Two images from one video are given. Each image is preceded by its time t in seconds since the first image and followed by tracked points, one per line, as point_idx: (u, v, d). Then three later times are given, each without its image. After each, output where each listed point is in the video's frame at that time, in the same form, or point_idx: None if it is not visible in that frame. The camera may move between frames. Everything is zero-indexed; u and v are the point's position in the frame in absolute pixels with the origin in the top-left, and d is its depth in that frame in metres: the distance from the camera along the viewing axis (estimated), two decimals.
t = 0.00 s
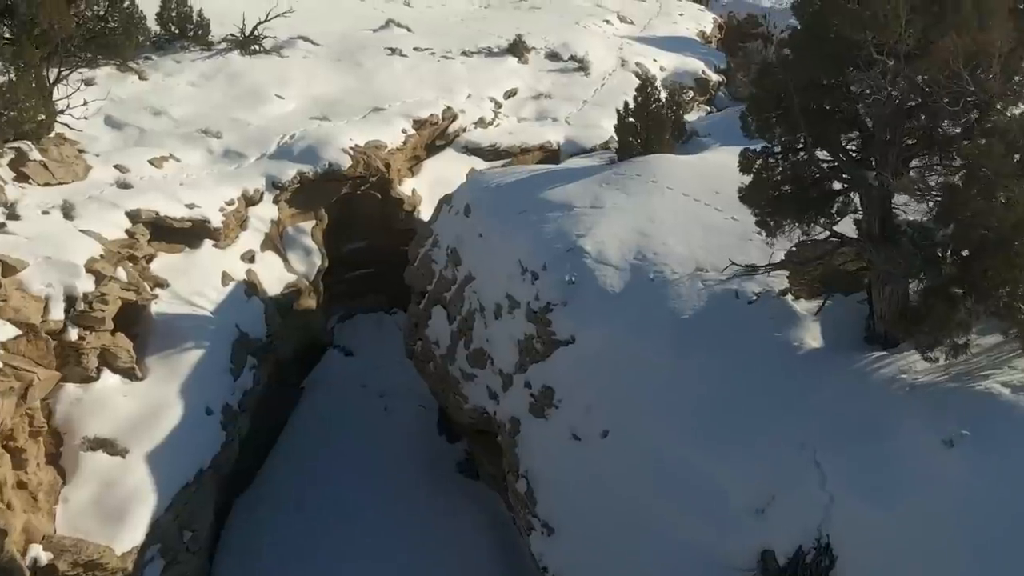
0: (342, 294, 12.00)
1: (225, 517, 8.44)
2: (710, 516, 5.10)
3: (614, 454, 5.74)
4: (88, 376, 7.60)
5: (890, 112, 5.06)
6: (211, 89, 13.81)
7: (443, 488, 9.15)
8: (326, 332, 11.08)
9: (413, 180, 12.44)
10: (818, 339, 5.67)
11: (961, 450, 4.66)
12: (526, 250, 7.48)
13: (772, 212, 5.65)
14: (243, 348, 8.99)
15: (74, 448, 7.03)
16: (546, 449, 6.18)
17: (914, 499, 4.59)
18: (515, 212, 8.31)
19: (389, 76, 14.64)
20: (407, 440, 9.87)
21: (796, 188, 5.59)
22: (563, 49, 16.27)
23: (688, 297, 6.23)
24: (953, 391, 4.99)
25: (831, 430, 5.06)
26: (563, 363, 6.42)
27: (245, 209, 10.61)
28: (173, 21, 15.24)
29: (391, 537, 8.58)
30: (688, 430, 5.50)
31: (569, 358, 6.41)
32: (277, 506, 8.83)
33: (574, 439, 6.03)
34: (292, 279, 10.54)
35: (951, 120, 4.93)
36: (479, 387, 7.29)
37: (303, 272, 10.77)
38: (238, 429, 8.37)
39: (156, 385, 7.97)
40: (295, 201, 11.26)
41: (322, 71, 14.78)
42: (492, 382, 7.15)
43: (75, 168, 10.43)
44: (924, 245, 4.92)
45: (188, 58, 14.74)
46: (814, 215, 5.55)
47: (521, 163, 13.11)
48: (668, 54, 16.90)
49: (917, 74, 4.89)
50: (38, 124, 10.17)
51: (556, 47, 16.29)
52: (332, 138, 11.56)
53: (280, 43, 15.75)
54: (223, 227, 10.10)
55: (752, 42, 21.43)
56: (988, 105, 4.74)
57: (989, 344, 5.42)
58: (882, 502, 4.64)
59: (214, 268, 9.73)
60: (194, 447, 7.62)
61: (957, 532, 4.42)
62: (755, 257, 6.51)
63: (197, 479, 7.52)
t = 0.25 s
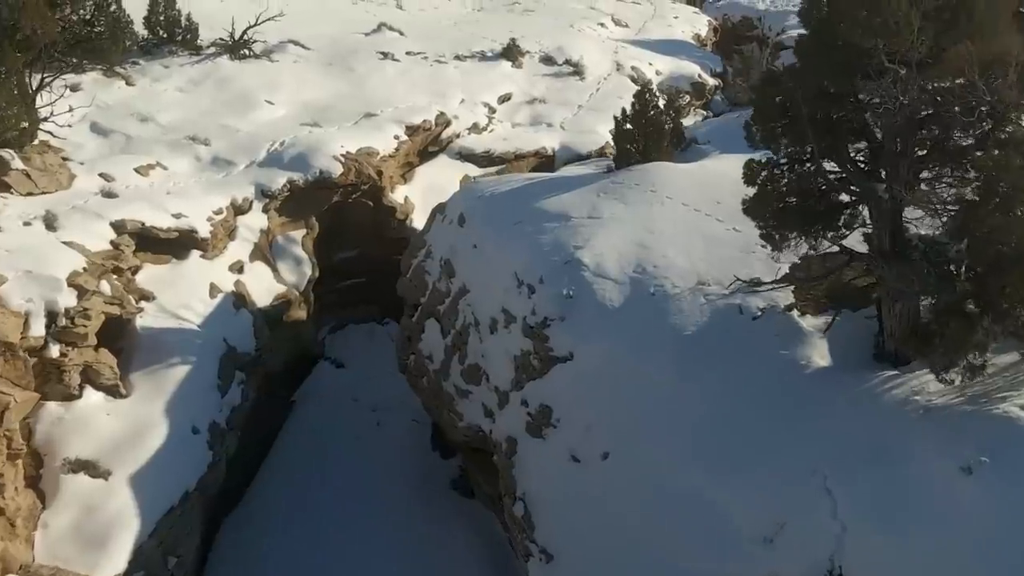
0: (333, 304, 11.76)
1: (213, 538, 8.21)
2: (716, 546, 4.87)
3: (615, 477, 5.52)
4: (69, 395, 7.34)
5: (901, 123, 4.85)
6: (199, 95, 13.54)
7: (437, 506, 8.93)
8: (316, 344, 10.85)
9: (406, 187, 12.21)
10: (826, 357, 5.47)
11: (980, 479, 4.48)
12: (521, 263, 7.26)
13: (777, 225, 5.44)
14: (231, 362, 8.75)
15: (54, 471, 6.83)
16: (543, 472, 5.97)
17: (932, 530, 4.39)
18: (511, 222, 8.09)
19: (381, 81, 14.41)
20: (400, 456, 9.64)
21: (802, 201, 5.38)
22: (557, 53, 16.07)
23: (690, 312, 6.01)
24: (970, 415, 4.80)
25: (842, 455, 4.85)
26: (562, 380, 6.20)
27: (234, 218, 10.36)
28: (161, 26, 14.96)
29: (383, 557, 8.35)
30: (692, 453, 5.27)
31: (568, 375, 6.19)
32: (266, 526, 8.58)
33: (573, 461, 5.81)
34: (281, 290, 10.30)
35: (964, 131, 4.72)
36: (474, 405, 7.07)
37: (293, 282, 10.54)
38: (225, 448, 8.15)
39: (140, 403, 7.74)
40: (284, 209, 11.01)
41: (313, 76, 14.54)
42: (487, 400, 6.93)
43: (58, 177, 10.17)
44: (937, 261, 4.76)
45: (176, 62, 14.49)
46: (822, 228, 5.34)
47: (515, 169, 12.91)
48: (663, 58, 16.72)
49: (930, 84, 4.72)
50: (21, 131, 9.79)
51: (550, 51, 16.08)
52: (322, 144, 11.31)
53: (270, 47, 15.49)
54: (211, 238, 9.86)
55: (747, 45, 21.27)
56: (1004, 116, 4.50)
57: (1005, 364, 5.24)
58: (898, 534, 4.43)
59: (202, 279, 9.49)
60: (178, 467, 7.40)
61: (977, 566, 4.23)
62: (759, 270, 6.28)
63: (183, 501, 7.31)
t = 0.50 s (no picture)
0: (324, 314, 11.53)
1: (201, 558, 8.03)
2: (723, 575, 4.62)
3: (616, 502, 5.29)
4: (51, 414, 7.21)
5: (913, 133, 4.65)
6: (188, 100, 13.29)
7: (431, 523, 8.71)
8: (307, 355, 10.65)
9: (398, 194, 11.99)
10: (835, 377, 5.29)
11: (1003, 508, 4.27)
12: (518, 275, 7.04)
13: (783, 239, 5.24)
14: (218, 378, 8.51)
15: (33, 495, 6.65)
16: (542, 494, 5.74)
17: (953, 560, 4.16)
18: (506, 233, 7.87)
19: (373, 86, 14.18)
20: (393, 471, 9.42)
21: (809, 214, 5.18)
22: (551, 57, 15.86)
23: (693, 327, 5.81)
24: (988, 441, 4.62)
25: (855, 481, 4.65)
26: (560, 398, 5.99)
27: (222, 228, 10.11)
28: (148, 29, 14.68)
29: None
30: (696, 477, 5.05)
31: (566, 394, 5.97)
32: (255, 546, 8.36)
33: (572, 483, 5.59)
34: (270, 300, 10.07)
35: (980, 141, 4.50)
36: (469, 423, 6.86)
37: (283, 293, 10.31)
38: (213, 468, 7.90)
39: (123, 423, 7.49)
40: (274, 218, 10.76)
41: (303, 81, 14.29)
42: (483, 418, 6.71)
43: (41, 187, 9.91)
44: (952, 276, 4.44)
45: (164, 66, 14.21)
46: (830, 242, 5.14)
47: (509, 175, 12.70)
48: (659, 61, 16.53)
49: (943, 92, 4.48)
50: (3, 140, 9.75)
51: (544, 55, 15.89)
52: (313, 151, 11.06)
53: (259, 52, 15.24)
54: (199, 248, 9.60)
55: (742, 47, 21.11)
56: None
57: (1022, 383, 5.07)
58: (918, 566, 4.18)
59: (189, 291, 9.26)
60: (163, 491, 7.16)
61: None
62: (763, 283, 6.07)
63: (168, 525, 7.09)
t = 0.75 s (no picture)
0: (315, 324, 11.29)
1: None
2: None
3: (617, 527, 5.08)
4: (30, 434, 7.03)
5: (927, 144, 4.45)
6: (175, 105, 13.01)
7: (425, 541, 8.48)
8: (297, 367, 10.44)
9: (390, 201, 11.77)
10: (844, 397, 5.08)
11: None
12: (513, 288, 6.82)
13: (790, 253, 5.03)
14: (205, 394, 8.29)
15: (10, 520, 6.49)
16: (539, 518, 5.53)
17: None
18: (501, 244, 7.66)
19: (364, 90, 13.94)
20: (386, 487, 9.19)
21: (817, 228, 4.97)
22: (545, 60, 15.65)
23: (696, 344, 5.60)
24: (1008, 468, 4.46)
25: (868, 509, 4.45)
26: (558, 418, 5.77)
27: (209, 237, 9.84)
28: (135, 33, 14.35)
29: None
30: (701, 503, 4.84)
31: (564, 413, 5.75)
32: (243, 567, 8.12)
33: (571, 507, 5.38)
34: (259, 311, 9.84)
35: (997, 152, 4.30)
36: (463, 442, 6.64)
37: (272, 303, 10.09)
38: (198, 489, 7.67)
39: (105, 443, 7.28)
40: (263, 226, 10.49)
41: (293, 85, 14.03)
42: (478, 437, 6.49)
43: (23, 196, 9.64)
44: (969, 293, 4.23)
45: (151, 71, 13.84)
46: (839, 257, 4.94)
47: (502, 181, 12.57)
48: (653, 64, 16.35)
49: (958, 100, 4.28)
50: None
51: (538, 58, 15.68)
52: (303, 158, 10.82)
53: (248, 55, 14.98)
54: (185, 258, 9.32)
55: (737, 50, 20.97)
56: None
57: None
58: None
59: (175, 303, 9.02)
60: (146, 513, 6.98)
61: None
62: (768, 297, 5.87)
63: (151, 549, 6.92)
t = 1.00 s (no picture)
0: (304, 334, 11.05)
1: None
2: None
3: (616, 554, 4.86)
4: (7, 455, 6.89)
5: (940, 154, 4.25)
6: (160, 110, 12.72)
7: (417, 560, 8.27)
8: (285, 380, 10.20)
9: (380, 208, 11.54)
10: (852, 419, 4.89)
11: None
12: (506, 301, 6.60)
13: (795, 267, 4.83)
14: (189, 411, 8.05)
15: None
16: (534, 544, 5.31)
17: None
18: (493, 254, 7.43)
19: (353, 95, 13.71)
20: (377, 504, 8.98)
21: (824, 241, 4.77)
22: (537, 63, 15.44)
23: (696, 360, 5.39)
24: None
25: (880, 539, 4.25)
26: (554, 438, 5.55)
27: (194, 246, 9.56)
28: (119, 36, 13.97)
29: None
30: (705, 530, 4.63)
31: (561, 433, 5.54)
32: None
33: (569, 533, 5.16)
34: (245, 323, 9.59)
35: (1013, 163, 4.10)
36: (456, 461, 6.43)
37: (258, 314, 9.83)
38: (181, 512, 7.48)
39: (84, 463, 7.14)
40: (249, 235, 10.24)
41: (281, 89, 13.78)
42: (471, 457, 6.28)
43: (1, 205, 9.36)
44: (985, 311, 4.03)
45: (135, 75, 13.52)
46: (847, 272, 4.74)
47: (494, 187, 12.40)
48: (647, 67, 16.15)
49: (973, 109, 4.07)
50: None
51: (530, 61, 15.47)
52: (290, 164, 10.57)
53: (235, 59, 14.71)
54: (169, 269, 9.03)
55: (729, 52, 20.82)
56: None
57: None
58: None
59: (159, 315, 8.73)
60: (126, 536, 6.87)
61: None
62: (771, 311, 5.66)
63: None
